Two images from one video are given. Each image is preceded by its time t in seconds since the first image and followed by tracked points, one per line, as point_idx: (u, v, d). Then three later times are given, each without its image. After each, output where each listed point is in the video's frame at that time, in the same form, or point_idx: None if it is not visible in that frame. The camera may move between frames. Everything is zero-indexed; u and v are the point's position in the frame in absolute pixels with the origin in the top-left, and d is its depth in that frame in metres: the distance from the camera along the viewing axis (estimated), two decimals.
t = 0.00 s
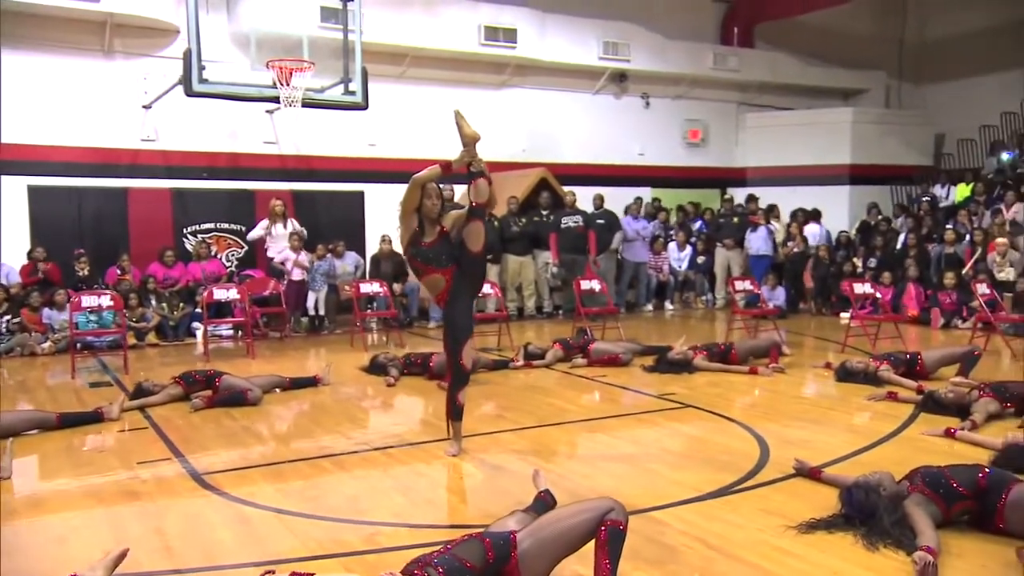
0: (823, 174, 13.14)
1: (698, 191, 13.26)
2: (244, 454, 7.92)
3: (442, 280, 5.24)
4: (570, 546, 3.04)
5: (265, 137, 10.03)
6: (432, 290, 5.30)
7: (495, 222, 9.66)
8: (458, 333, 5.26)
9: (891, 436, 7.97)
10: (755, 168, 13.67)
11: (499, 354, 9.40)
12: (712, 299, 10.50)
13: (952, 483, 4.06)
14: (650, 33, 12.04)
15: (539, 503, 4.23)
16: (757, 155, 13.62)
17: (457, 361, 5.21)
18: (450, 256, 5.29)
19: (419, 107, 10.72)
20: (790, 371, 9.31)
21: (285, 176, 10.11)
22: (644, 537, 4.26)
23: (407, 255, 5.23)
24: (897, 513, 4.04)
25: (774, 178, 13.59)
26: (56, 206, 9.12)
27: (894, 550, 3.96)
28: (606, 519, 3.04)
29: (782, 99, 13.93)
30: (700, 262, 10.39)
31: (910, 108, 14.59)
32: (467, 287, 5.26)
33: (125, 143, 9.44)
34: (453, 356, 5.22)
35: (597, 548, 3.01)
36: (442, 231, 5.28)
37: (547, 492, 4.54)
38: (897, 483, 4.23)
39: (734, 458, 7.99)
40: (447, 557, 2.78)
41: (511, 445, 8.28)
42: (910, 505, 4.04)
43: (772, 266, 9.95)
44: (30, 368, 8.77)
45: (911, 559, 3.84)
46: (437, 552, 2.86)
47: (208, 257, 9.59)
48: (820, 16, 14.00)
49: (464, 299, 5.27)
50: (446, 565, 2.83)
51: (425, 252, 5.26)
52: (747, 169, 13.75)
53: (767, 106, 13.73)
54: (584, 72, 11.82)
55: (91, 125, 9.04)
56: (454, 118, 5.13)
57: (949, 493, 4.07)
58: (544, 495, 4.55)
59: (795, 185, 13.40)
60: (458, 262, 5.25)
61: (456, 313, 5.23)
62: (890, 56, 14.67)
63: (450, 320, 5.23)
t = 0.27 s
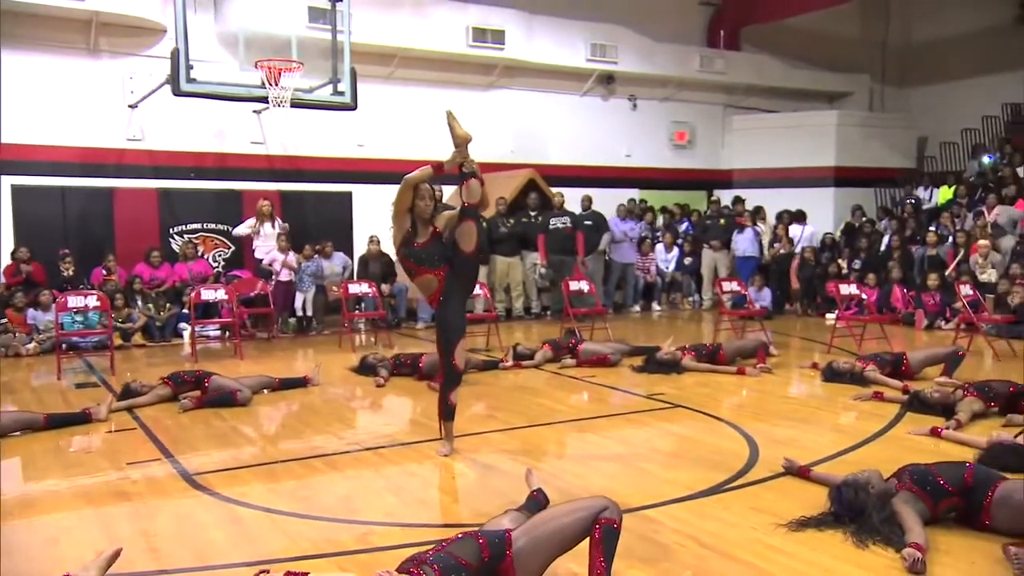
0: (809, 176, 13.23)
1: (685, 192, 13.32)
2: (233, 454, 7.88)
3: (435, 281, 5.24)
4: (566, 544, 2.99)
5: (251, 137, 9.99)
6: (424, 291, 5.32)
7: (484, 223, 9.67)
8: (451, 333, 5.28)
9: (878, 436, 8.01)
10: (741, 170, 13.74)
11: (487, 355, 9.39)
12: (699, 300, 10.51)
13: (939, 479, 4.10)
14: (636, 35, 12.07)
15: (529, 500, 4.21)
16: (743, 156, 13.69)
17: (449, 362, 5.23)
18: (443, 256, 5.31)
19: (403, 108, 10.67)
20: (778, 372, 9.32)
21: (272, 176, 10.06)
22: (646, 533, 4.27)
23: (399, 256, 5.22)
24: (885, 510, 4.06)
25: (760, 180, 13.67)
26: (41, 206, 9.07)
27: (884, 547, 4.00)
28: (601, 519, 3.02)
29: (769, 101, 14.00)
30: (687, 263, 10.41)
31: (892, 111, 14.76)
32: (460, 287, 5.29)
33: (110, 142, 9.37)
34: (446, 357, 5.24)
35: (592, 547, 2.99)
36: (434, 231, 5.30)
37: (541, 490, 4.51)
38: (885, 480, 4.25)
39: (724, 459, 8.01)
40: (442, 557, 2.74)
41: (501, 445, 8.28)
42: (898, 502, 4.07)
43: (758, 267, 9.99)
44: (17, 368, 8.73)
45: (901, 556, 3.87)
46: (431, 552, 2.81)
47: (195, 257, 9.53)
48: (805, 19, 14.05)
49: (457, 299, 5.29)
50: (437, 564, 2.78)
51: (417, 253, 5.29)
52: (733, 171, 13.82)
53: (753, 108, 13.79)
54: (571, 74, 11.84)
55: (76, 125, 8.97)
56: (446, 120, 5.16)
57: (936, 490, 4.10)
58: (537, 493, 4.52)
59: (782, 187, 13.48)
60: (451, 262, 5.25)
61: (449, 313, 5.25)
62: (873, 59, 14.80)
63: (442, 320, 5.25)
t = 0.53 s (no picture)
0: (804, 176, 13.23)
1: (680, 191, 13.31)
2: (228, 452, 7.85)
3: (431, 279, 5.24)
4: (561, 541, 3.06)
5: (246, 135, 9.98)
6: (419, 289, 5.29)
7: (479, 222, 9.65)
8: (446, 333, 5.25)
9: (873, 434, 8.00)
10: (735, 171, 13.72)
11: (482, 354, 9.36)
12: (693, 298, 10.48)
13: (931, 477, 4.09)
14: (632, 34, 12.06)
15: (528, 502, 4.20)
16: (736, 156, 13.69)
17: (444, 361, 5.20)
18: (438, 255, 5.28)
19: (399, 107, 10.65)
20: (772, 370, 9.31)
21: (267, 174, 10.03)
22: (642, 532, 4.26)
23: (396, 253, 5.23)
24: (879, 508, 4.05)
25: (754, 180, 13.67)
26: (33, 204, 9.06)
27: (877, 545, 3.99)
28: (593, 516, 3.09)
29: (763, 100, 13.98)
30: (682, 262, 10.39)
31: (886, 112, 14.79)
32: (455, 286, 5.26)
33: (104, 140, 9.33)
34: (440, 357, 5.21)
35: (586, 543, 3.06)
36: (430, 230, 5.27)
37: (538, 488, 4.49)
38: (878, 478, 4.25)
39: (717, 459, 8.00)
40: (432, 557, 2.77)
41: (495, 444, 8.27)
42: (891, 500, 4.07)
43: (753, 266, 10.00)
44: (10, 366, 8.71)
45: (894, 554, 3.87)
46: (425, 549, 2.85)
47: (189, 255, 9.49)
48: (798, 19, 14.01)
49: (452, 298, 5.26)
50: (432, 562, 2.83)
51: (412, 252, 5.26)
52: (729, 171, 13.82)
53: (747, 108, 13.78)
54: (568, 73, 11.83)
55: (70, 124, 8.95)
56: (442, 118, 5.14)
57: (928, 488, 4.09)
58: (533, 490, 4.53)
59: (779, 186, 13.48)
60: (447, 261, 5.25)
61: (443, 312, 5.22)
62: (868, 60, 14.82)
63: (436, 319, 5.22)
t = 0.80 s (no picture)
0: (805, 172, 13.19)
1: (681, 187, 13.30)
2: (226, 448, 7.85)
3: (427, 276, 5.26)
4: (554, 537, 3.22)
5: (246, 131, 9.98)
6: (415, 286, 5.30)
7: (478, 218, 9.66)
8: (442, 329, 5.26)
9: (871, 432, 7.98)
10: (736, 166, 13.70)
11: (481, 350, 9.33)
12: (693, 295, 10.44)
13: (927, 476, 4.06)
14: (632, 29, 12.06)
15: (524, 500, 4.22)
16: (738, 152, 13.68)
17: (439, 358, 5.22)
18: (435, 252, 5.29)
19: (400, 104, 10.64)
20: (771, 368, 9.29)
21: (267, 169, 10.03)
22: (635, 530, 4.23)
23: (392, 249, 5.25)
24: (873, 506, 4.01)
25: (755, 176, 13.64)
26: (33, 198, 9.05)
27: (870, 543, 3.95)
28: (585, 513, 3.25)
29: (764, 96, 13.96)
30: (682, 259, 10.37)
31: (888, 108, 14.73)
32: (451, 283, 5.27)
33: (103, 135, 9.32)
34: (436, 353, 5.23)
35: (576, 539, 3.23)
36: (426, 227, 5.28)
37: (530, 486, 4.46)
38: (874, 476, 4.21)
39: (714, 456, 7.98)
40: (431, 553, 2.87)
41: (491, 440, 8.26)
42: (887, 499, 4.03)
43: (753, 263, 10.00)
44: (9, 361, 8.72)
45: (885, 552, 3.83)
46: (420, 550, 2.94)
47: (189, 251, 9.47)
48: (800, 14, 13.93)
49: (448, 296, 5.27)
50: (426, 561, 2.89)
51: (409, 248, 5.27)
52: (730, 167, 13.79)
53: (749, 103, 13.74)
54: (569, 69, 11.82)
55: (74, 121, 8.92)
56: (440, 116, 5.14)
57: (923, 488, 4.06)
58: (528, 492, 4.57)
59: (780, 182, 13.46)
60: (443, 258, 5.27)
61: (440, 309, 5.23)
62: (870, 56, 14.77)
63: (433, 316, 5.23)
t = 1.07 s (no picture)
0: (815, 166, 13.05)
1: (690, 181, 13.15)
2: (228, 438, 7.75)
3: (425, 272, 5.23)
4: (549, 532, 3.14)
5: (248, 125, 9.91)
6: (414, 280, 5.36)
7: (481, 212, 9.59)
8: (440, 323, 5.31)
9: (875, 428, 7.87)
10: (745, 160, 13.57)
11: (483, 346, 9.23)
12: (699, 291, 10.35)
13: (931, 477, 3.93)
14: (638, 22, 11.93)
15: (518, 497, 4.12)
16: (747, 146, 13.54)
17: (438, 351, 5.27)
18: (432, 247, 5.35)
19: (403, 97, 10.53)
20: (776, 364, 9.19)
21: (270, 164, 9.96)
22: (633, 526, 4.10)
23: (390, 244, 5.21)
24: (874, 505, 3.88)
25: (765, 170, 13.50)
26: (36, 194, 8.99)
27: (869, 543, 3.83)
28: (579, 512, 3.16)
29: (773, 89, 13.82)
30: (689, 254, 10.26)
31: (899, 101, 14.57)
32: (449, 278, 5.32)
33: (104, 130, 9.26)
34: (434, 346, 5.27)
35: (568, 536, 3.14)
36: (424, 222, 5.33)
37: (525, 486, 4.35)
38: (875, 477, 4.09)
39: (714, 454, 7.87)
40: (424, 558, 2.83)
41: (490, 438, 8.17)
42: (887, 498, 3.91)
43: (761, 258, 9.89)
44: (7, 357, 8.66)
45: (885, 552, 3.71)
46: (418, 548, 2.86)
47: (191, 246, 9.39)
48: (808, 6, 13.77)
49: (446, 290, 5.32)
50: (414, 563, 2.82)
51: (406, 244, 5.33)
52: (738, 161, 13.66)
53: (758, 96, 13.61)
54: (575, 61, 11.73)
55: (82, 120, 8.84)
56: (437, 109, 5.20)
57: (926, 488, 3.94)
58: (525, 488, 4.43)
59: (784, 176, 13.28)
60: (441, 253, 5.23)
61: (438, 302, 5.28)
62: (880, 48, 14.61)
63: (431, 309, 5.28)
